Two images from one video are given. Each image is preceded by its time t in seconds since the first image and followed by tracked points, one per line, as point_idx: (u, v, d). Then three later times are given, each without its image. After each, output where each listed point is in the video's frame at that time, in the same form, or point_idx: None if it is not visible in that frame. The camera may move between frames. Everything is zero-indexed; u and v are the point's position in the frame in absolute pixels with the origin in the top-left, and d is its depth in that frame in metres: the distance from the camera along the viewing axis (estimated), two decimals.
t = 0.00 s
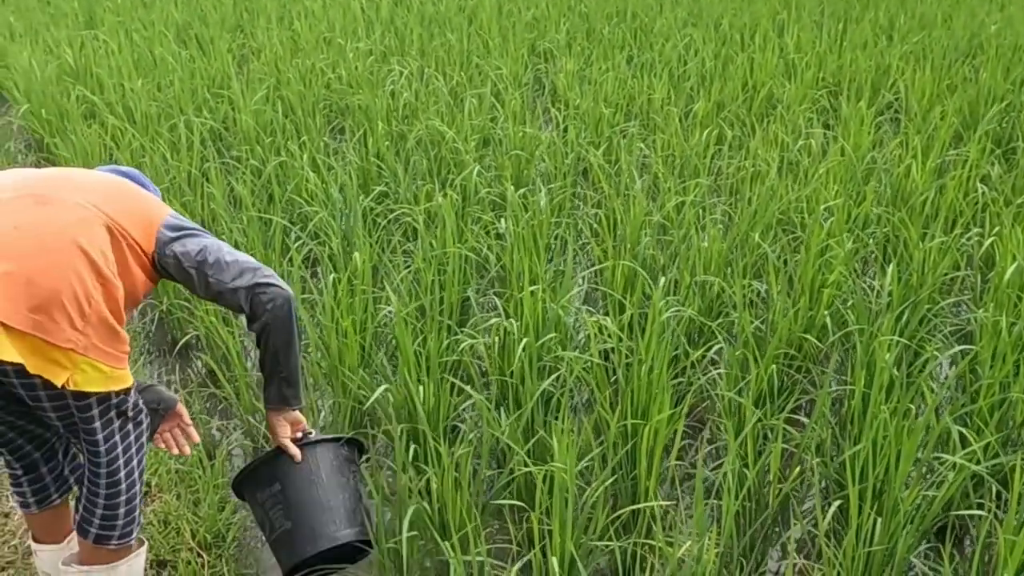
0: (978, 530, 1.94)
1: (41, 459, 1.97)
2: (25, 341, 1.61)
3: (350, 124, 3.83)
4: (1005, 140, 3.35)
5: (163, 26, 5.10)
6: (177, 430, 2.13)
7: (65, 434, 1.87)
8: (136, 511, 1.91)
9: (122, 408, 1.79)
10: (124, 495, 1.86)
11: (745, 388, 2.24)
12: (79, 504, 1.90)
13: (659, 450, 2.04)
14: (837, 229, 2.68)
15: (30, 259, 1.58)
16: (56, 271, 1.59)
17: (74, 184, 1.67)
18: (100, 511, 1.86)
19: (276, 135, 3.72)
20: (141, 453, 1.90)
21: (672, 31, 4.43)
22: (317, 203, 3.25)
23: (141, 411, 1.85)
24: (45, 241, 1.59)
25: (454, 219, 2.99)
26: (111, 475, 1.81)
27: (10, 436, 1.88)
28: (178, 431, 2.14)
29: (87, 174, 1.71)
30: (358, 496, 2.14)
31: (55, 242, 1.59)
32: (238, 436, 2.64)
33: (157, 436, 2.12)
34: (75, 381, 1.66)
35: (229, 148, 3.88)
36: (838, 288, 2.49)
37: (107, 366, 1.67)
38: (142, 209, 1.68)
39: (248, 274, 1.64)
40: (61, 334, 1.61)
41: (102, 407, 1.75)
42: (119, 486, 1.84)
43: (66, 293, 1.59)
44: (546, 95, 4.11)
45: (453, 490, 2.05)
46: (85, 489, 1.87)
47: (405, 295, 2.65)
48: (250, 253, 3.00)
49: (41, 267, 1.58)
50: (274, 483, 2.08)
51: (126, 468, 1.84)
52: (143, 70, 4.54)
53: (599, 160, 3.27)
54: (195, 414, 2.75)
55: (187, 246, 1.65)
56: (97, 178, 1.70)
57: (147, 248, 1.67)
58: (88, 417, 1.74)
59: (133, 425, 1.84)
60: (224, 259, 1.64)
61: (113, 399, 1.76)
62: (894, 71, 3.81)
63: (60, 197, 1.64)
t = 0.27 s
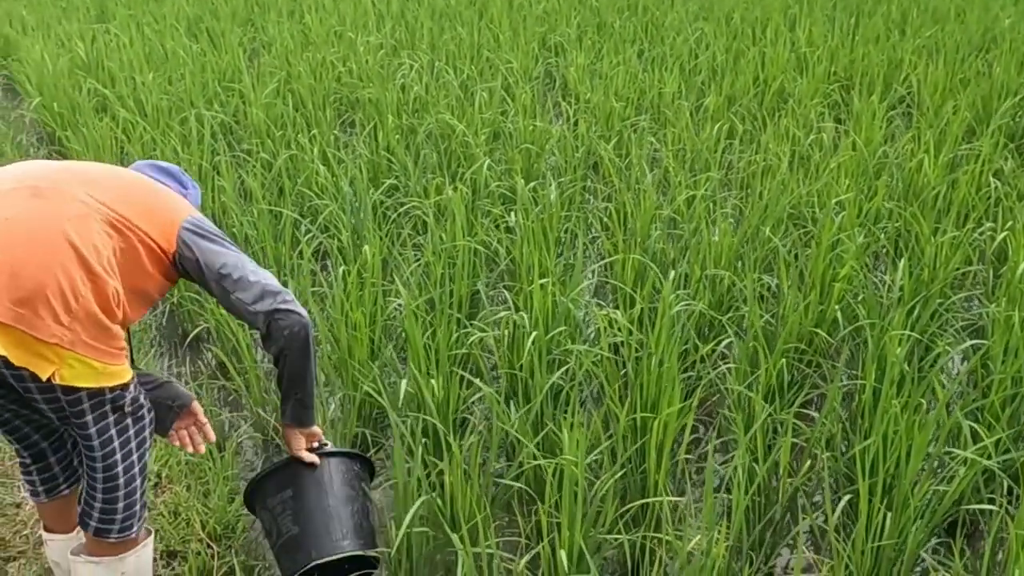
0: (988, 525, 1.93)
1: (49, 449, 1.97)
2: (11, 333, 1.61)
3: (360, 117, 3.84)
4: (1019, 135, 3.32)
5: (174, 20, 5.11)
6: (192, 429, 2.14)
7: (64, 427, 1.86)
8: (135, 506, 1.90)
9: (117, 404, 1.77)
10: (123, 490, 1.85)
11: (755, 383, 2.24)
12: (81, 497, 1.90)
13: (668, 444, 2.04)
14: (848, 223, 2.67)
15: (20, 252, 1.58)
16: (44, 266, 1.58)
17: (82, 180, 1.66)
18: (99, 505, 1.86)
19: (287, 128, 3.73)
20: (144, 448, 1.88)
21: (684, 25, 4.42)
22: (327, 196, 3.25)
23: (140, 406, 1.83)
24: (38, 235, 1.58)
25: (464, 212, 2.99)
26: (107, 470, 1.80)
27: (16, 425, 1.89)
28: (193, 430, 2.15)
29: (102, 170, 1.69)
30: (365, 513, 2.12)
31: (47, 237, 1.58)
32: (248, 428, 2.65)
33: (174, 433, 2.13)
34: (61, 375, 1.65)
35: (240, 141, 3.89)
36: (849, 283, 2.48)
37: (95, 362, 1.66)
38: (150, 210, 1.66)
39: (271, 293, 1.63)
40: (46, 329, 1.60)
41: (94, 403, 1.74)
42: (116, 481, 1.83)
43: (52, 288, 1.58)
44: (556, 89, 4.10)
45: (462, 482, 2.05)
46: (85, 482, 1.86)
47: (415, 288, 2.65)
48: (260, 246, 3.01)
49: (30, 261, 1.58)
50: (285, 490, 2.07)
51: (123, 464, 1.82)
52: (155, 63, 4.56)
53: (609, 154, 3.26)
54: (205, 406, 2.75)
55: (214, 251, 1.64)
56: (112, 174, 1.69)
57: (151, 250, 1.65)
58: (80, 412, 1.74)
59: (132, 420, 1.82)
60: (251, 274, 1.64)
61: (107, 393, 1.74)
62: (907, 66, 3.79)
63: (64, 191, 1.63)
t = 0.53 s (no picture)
0: (993, 520, 1.94)
1: (56, 438, 1.99)
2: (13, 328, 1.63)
3: (369, 113, 3.85)
4: None
5: (184, 16, 5.13)
6: (198, 423, 2.15)
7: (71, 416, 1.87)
8: (150, 491, 1.91)
9: (125, 393, 1.77)
10: (136, 476, 1.86)
11: (761, 377, 2.25)
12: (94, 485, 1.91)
13: (674, 437, 2.05)
14: (855, 219, 2.67)
15: (27, 251, 1.59)
16: (50, 267, 1.59)
17: (98, 187, 1.67)
18: (113, 492, 1.88)
19: (296, 124, 3.75)
20: (156, 434, 1.89)
21: (692, 22, 4.42)
22: (335, 190, 3.27)
23: (150, 393, 1.83)
24: (47, 237, 1.59)
25: (472, 207, 3.01)
26: (119, 457, 1.81)
27: (23, 413, 1.90)
28: (201, 424, 2.16)
29: (120, 178, 1.70)
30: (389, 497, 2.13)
31: (56, 240, 1.59)
32: (257, 421, 2.67)
33: (179, 427, 2.15)
34: (64, 370, 1.68)
35: (249, 136, 3.91)
36: (856, 278, 2.48)
37: (97, 361, 1.68)
38: (163, 223, 1.67)
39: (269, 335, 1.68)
40: (48, 326, 1.62)
41: (100, 394, 1.74)
42: (129, 468, 1.83)
43: (56, 289, 1.59)
44: (564, 86, 4.11)
45: (469, 474, 2.06)
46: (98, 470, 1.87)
47: (423, 282, 2.66)
48: (269, 241, 3.03)
49: (37, 261, 1.59)
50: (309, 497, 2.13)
51: (136, 451, 1.83)
52: (165, 59, 4.58)
53: (617, 150, 3.27)
54: (214, 398, 2.77)
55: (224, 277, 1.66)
56: (130, 182, 1.70)
57: (161, 261, 1.67)
58: (86, 402, 1.75)
59: (143, 407, 1.83)
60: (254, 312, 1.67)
61: (115, 384, 1.74)
62: (915, 62, 3.78)
63: (79, 196, 1.64)
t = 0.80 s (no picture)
0: (999, 519, 1.94)
1: (63, 435, 1.99)
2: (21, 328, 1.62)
3: (375, 112, 3.86)
4: None
5: (191, 16, 5.14)
6: (202, 421, 2.17)
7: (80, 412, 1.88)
8: (162, 484, 1.92)
9: (135, 388, 1.78)
10: (149, 468, 1.86)
11: (767, 377, 2.25)
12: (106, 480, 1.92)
13: (679, 436, 2.05)
14: (861, 219, 2.67)
15: (37, 253, 1.59)
16: (61, 268, 1.59)
17: (109, 190, 1.68)
18: (126, 486, 1.89)
19: (302, 123, 3.76)
20: (168, 428, 1.89)
21: (699, 23, 4.42)
22: (342, 189, 3.28)
23: (160, 388, 1.84)
24: (58, 239, 1.60)
25: (478, 206, 3.01)
26: (132, 452, 1.82)
27: (32, 412, 1.90)
28: (204, 422, 2.18)
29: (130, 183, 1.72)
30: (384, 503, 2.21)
31: (66, 243, 1.60)
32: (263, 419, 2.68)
33: (183, 423, 2.17)
34: (74, 370, 1.68)
35: (256, 135, 3.92)
36: (862, 278, 2.48)
37: (107, 361, 1.68)
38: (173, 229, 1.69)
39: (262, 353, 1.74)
40: (57, 327, 1.61)
41: (109, 390, 1.75)
42: (142, 462, 1.84)
43: (67, 290, 1.59)
44: (571, 86, 4.11)
45: (474, 472, 2.07)
46: (110, 464, 1.88)
47: (429, 281, 2.67)
48: (276, 240, 3.04)
49: (48, 263, 1.59)
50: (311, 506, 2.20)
51: (148, 445, 1.84)
52: (172, 59, 4.60)
53: (623, 150, 3.27)
54: (221, 396, 2.78)
55: (224, 296, 1.70)
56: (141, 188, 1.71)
57: (168, 268, 1.69)
58: (96, 400, 1.75)
59: (153, 402, 1.84)
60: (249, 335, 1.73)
61: (124, 381, 1.75)
62: (922, 63, 3.78)
63: (89, 199, 1.65)
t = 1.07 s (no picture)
0: (1014, 519, 1.95)
1: (82, 432, 1.99)
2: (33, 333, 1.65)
3: (387, 113, 3.88)
4: None
5: (202, 17, 5.17)
6: (219, 411, 2.16)
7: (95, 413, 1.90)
8: (176, 485, 1.94)
9: (148, 389, 1.79)
10: (164, 468, 1.88)
11: (781, 376, 2.26)
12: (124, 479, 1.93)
13: (695, 435, 2.06)
14: (874, 220, 2.68)
15: (42, 258, 1.61)
16: (66, 271, 1.61)
17: (109, 183, 1.67)
18: (140, 486, 1.90)
19: (315, 124, 3.77)
20: (181, 429, 1.90)
21: (709, 24, 4.42)
22: (355, 189, 3.29)
23: (173, 389, 1.84)
24: (61, 242, 1.61)
25: (491, 207, 3.02)
26: (145, 453, 1.84)
27: (53, 411, 1.92)
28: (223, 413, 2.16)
29: (130, 173, 1.70)
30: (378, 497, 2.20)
31: (69, 245, 1.61)
32: (278, 416, 2.69)
33: (205, 420, 2.19)
34: (88, 372, 1.71)
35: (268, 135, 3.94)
36: (875, 279, 2.49)
37: (119, 363, 1.70)
38: (179, 215, 1.66)
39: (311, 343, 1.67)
40: (68, 330, 1.64)
41: (124, 392, 1.77)
42: (155, 463, 1.86)
43: (74, 295, 1.62)
44: (581, 86, 4.12)
45: (490, 470, 2.08)
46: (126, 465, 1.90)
47: (443, 281, 2.68)
48: (290, 239, 3.05)
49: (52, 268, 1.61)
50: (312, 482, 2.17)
51: (161, 446, 1.85)
52: (185, 60, 4.62)
53: (635, 150, 3.28)
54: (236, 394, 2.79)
55: (260, 280, 1.63)
56: (140, 177, 1.69)
57: (178, 247, 1.67)
58: (112, 401, 1.77)
59: (167, 403, 1.84)
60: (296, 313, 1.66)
61: (138, 381, 1.76)
62: (934, 63, 3.78)
63: (88, 196, 1.65)
